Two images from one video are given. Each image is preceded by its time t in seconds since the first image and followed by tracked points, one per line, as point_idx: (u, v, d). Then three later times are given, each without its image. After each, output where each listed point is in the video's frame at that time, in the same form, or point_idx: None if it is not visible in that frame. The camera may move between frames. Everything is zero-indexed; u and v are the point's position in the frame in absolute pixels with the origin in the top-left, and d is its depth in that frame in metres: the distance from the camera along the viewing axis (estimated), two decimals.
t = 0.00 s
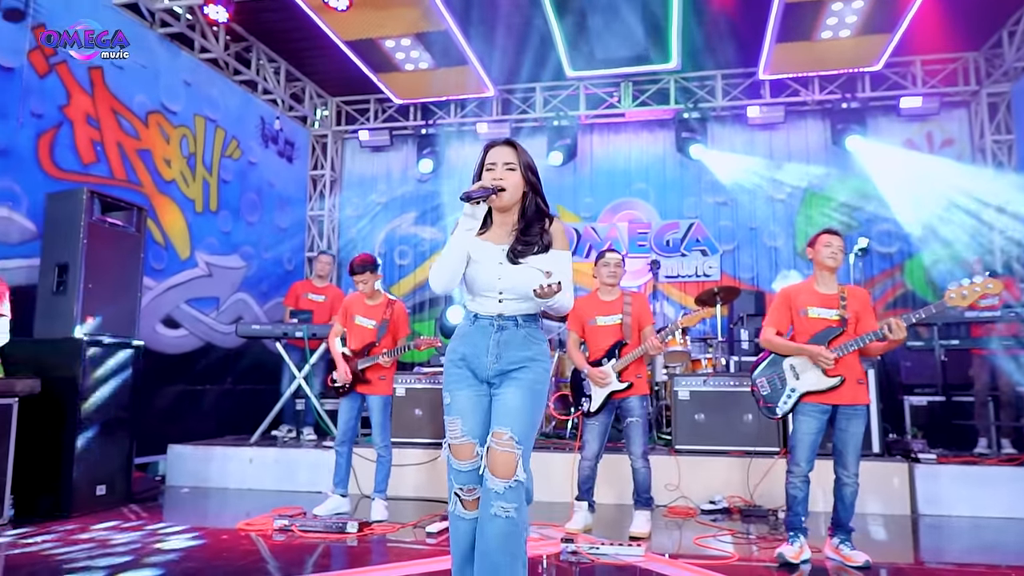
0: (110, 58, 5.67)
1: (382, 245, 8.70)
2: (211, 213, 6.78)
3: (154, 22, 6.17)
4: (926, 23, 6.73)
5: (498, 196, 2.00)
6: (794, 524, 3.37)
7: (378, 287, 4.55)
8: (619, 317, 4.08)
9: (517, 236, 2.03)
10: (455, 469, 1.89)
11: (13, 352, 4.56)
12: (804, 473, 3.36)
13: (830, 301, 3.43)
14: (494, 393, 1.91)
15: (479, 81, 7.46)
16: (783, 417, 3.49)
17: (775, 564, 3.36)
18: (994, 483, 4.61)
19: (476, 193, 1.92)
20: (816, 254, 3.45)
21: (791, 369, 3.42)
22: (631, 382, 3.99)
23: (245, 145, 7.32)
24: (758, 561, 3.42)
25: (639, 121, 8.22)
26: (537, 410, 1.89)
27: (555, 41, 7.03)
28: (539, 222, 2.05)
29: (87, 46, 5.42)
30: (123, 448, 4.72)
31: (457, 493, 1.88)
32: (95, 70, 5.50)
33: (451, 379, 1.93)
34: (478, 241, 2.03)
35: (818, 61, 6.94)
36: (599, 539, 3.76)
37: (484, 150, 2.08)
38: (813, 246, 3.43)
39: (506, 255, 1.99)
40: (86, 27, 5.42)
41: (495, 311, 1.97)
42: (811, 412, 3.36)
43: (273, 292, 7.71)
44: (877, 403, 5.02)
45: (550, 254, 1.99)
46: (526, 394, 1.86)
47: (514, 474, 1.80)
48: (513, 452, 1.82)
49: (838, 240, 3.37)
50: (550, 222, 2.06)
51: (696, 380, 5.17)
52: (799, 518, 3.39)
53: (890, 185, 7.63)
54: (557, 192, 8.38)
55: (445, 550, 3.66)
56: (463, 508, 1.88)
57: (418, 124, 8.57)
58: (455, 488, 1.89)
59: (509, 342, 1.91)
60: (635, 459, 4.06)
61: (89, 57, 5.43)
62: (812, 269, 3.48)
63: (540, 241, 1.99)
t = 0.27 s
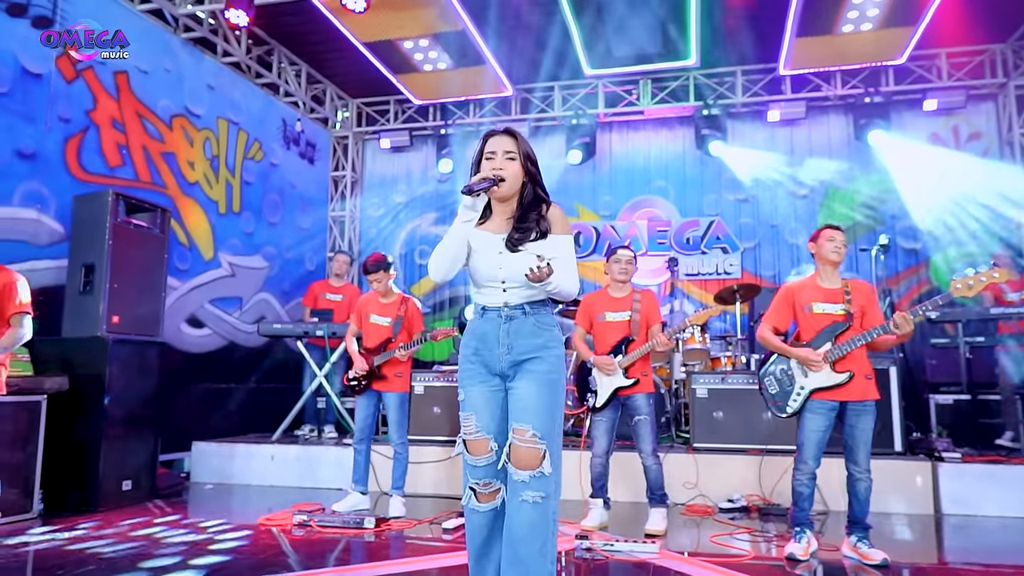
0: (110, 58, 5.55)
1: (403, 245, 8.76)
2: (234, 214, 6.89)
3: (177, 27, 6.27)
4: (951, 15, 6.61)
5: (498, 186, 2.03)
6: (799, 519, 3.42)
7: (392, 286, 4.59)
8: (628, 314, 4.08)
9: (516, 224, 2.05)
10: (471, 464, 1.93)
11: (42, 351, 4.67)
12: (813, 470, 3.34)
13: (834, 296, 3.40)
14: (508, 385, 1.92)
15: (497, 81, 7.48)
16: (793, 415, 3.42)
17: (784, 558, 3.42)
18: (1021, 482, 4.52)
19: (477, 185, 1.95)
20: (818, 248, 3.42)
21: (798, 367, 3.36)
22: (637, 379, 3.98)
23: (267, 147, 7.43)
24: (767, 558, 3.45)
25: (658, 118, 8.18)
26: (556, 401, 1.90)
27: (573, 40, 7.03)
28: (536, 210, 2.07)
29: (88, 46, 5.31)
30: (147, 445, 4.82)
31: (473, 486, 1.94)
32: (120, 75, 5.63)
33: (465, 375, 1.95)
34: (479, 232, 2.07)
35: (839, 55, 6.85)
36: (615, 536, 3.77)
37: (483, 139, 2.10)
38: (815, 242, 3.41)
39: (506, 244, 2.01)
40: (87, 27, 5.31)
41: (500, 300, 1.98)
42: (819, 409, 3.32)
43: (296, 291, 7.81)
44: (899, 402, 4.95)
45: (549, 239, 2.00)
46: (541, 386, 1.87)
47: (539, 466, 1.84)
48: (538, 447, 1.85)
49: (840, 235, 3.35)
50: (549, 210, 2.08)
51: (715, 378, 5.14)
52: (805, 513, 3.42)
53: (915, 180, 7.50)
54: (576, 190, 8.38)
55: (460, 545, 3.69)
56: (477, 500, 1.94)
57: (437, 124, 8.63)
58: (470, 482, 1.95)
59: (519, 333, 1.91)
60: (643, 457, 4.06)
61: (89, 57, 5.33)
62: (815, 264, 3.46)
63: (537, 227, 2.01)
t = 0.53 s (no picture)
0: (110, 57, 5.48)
1: (419, 245, 8.81)
2: (252, 214, 6.98)
3: (194, 31, 6.37)
4: (970, 8, 6.52)
5: (501, 179, 2.02)
6: (810, 518, 3.40)
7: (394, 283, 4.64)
8: (629, 311, 4.11)
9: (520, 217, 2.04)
10: (481, 464, 1.89)
11: (64, 350, 4.78)
12: (817, 466, 3.34)
13: (825, 290, 3.41)
14: (523, 382, 1.89)
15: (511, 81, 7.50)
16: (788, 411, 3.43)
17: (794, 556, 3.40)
18: None
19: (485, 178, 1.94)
20: (806, 244, 3.45)
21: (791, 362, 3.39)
22: (636, 376, 4.00)
23: (283, 149, 7.52)
24: (778, 555, 3.44)
25: (672, 116, 8.15)
26: (572, 397, 1.86)
27: (585, 39, 7.04)
28: (539, 203, 2.07)
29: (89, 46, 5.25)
30: (166, 442, 4.91)
31: (482, 488, 1.90)
32: (139, 79, 5.73)
33: (478, 373, 1.92)
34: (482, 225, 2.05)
35: (855, 51, 6.79)
36: (625, 533, 3.78)
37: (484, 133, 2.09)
38: (803, 237, 3.43)
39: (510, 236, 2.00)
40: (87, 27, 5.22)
41: (511, 295, 1.96)
42: (814, 405, 3.34)
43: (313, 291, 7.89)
44: (915, 400, 4.90)
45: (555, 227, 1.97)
46: (558, 382, 1.84)
47: (556, 463, 1.81)
48: (556, 445, 1.81)
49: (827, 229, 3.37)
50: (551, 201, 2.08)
51: (728, 375, 5.13)
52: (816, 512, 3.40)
53: (933, 176, 7.41)
54: (591, 190, 8.38)
55: (471, 541, 3.72)
56: (482, 501, 1.91)
57: (452, 124, 8.68)
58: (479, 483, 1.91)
59: (534, 327, 1.88)
60: (648, 455, 4.07)
61: (91, 57, 5.27)
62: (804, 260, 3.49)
63: (541, 218, 2.00)
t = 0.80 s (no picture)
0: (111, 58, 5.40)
1: (432, 244, 8.86)
2: (265, 214, 7.05)
3: (207, 34, 6.44)
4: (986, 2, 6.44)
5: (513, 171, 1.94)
6: (818, 516, 3.39)
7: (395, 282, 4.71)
8: (632, 310, 4.10)
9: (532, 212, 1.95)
10: (494, 463, 1.80)
11: (81, 349, 4.85)
12: (821, 464, 3.32)
13: (824, 291, 3.41)
14: (536, 378, 1.82)
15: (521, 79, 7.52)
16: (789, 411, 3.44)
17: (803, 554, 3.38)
18: None
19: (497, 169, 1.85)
20: (801, 245, 3.44)
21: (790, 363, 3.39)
22: (638, 376, 3.98)
23: (296, 149, 7.59)
24: (786, 553, 3.43)
25: (684, 114, 8.12)
26: (586, 393, 1.80)
27: (596, 38, 7.03)
28: (551, 197, 1.97)
29: (88, 46, 5.20)
30: (179, 440, 4.97)
31: (492, 490, 1.81)
32: (153, 81, 5.81)
33: (488, 369, 1.83)
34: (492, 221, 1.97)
35: (869, 46, 6.73)
36: (632, 530, 3.79)
37: (495, 124, 2.04)
38: (798, 238, 3.42)
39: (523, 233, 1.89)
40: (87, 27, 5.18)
41: (523, 292, 1.87)
42: (814, 405, 3.32)
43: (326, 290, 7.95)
44: (928, 397, 4.87)
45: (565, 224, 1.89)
46: (572, 377, 1.77)
47: (569, 461, 1.75)
48: (569, 442, 1.76)
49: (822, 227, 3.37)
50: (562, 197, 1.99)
51: (738, 373, 5.14)
52: (824, 510, 3.39)
53: (949, 172, 7.33)
54: (602, 188, 8.38)
55: (479, 537, 3.74)
56: (494, 508, 1.82)
57: (464, 124, 8.71)
58: (490, 484, 1.82)
59: (547, 322, 1.81)
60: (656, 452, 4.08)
61: (90, 58, 5.22)
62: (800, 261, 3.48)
63: (554, 213, 1.90)
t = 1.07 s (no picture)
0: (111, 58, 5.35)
1: (445, 241, 8.85)
2: (277, 213, 7.10)
3: (220, 35, 6.49)
4: None
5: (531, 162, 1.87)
6: (828, 513, 3.36)
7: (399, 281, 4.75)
8: (641, 306, 4.11)
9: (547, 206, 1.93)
10: (502, 448, 1.74)
11: (96, 346, 4.92)
12: (831, 460, 3.29)
13: (833, 287, 3.39)
14: (542, 370, 1.79)
15: (531, 77, 7.52)
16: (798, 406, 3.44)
17: (812, 551, 3.36)
18: None
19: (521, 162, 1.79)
20: (806, 242, 3.43)
21: (799, 359, 3.38)
22: (649, 371, 3.99)
23: (308, 149, 7.64)
24: (795, 550, 3.41)
25: (695, 111, 8.09)
26: (591, 386, 1.79)
27: (606, 35, 7.02)
28: (566, 194, 1.98)
29: (88, 46, 5.16)
30: (191, 437, 5.02)
31: (502, 478, 1.73)
32: (167, 82, 5.88)
33: (494, 357, 1.79)
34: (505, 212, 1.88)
35: (882, 41, 6.67)
36: (641, 527, 3.79)
37: (508, 113, 1.97)
38: (801, 236, 3.42)
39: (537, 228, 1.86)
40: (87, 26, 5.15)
41: (529, 286, 1.84)
42: (824, 400, 3.30)
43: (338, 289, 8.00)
44: (941, 394, 4.82)
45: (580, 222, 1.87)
46: (579, 371, 1.76)
47: (576, 456, 1.75)
48: (575, 437, 1.75)
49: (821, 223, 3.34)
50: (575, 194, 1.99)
51: (748, 370, 5.13)
52: (834, 507, 3.37)
53: (964, 168, 7.25)
54: (613, 186, 8.36)
55: (486, 533, 3.75)
56: (513, 497, 1.72)
57: (474, 122, 8.71)
58: (498, 472, 1.75)
59: (554, 315, 1.78)
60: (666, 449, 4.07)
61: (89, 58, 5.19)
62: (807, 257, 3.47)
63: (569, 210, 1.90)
